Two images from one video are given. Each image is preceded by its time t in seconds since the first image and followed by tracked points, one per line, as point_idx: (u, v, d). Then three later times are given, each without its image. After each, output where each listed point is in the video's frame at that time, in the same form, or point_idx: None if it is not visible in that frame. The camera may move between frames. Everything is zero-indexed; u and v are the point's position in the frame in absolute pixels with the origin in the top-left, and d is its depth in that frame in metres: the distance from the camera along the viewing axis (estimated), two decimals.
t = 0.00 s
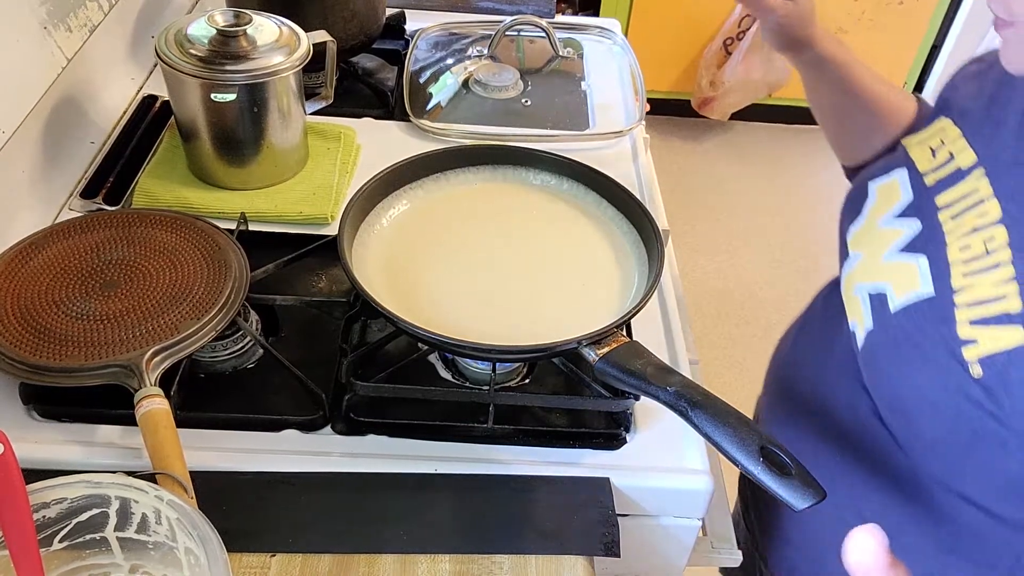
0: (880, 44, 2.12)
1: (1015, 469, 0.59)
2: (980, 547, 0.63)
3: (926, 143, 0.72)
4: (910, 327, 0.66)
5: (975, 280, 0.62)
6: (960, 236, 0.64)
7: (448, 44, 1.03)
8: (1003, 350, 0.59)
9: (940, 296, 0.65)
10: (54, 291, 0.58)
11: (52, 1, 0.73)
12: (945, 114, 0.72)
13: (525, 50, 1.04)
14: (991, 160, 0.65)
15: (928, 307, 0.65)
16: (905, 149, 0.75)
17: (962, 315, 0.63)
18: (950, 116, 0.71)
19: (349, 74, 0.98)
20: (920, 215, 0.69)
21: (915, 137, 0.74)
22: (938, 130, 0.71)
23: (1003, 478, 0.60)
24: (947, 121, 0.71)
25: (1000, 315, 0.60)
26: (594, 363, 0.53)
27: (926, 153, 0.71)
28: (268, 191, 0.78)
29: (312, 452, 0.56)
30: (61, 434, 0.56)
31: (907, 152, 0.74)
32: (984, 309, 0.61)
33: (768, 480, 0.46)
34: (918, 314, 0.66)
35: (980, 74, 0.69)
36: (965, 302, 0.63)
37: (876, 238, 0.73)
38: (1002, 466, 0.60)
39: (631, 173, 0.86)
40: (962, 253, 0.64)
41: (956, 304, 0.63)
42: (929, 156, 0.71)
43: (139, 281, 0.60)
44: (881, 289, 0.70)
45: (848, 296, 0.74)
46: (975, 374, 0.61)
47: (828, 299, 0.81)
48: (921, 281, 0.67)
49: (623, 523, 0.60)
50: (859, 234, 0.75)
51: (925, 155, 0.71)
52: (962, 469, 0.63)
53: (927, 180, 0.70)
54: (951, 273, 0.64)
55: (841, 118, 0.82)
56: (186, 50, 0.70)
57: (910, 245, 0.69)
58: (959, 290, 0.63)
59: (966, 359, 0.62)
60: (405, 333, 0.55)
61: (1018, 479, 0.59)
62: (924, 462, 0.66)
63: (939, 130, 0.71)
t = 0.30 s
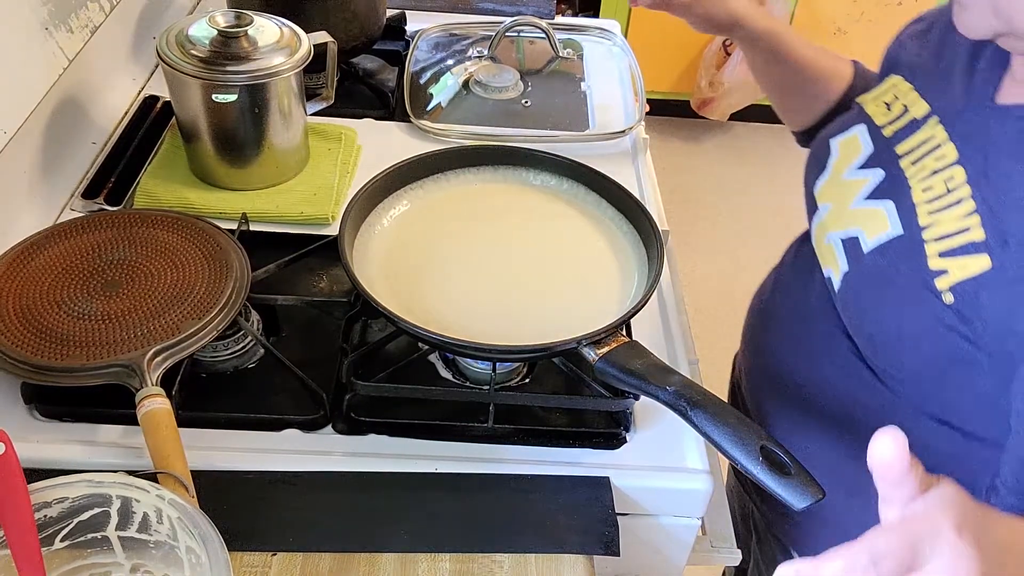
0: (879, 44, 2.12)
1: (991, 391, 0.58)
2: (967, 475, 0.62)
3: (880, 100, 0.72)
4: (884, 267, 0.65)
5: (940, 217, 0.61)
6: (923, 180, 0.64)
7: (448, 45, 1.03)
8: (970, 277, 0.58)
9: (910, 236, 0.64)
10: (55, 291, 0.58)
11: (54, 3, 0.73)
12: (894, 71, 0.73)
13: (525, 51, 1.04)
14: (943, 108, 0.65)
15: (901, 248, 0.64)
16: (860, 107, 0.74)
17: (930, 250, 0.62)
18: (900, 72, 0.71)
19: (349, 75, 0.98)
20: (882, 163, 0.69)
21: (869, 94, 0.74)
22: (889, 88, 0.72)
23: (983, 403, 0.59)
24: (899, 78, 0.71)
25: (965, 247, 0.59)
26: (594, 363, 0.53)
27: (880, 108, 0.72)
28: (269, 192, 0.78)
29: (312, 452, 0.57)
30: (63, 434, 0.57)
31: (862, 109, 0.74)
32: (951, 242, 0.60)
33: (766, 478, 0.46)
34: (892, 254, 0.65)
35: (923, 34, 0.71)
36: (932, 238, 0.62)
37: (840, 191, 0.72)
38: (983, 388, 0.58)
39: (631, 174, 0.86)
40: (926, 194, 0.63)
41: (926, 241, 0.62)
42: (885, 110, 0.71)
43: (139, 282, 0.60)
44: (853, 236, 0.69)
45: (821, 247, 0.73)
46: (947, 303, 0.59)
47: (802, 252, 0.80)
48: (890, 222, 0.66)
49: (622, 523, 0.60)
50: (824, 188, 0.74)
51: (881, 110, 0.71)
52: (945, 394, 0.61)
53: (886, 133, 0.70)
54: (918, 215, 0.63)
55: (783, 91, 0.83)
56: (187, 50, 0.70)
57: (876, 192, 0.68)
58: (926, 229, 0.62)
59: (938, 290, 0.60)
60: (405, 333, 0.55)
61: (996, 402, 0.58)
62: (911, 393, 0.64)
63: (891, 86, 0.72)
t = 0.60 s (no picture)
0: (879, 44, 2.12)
1: (980, 345, 0.61)
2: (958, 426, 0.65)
3: (840, 79, 0.75)
4: (866, 238, 0.67)
5: (915, 183, 0.64)
6: (893, 151, 0.67)
7: (448, 45, 1.04)
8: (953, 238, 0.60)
9: (888, 205, 0.66)
10: (56, 291, 0.58)
11: (55, 3, 0.73)
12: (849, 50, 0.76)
13: (525, 51, 1.04)
14: (905, 82, 0.68)
15: (881, 218, 0.66)
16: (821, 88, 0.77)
17: (909, 217, 0.64)
18: (857, 51, 0.75)
19: (349, 75, 0.98)
20: (852, 139, 0.71)
21: (829, 74, 0.77)
22: (848, 67, 0.75)
23: (973, 357, 0.62)
24: (854, 56, 0.75)
25: (943, 210, 0.61)
26: (594, 363, 0.54)
27: (841, 86, 0.75)
28: (269, 192, 0.78)
29: (312, 452, 0.57)
30: (63, 434, 0.57)
31: (823, 89, 0.77)
32: (929, 207, 0.62)
33: (767, 478, 0.46)
34: (873, 226, 0.67)
35: (869, 14, 0.76)
36: (910, 206, 0.64)
37: (813, 168, 0.74)
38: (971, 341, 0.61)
39: (631, 174, 0.86)
40: (898, 164, 0.66)
41: (904, 209, 0.64)
42: (847, 88, 0.74)
43: (140, 282, 0.60)
44: (833, 210, 0.70)
45: (799, 223, 0.75)
46: (931, 265, 0.62)
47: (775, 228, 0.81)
48: (867, 194, 0.68)
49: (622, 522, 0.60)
50: (796, 167, 0.76)
51: (841, 89, 0.75)
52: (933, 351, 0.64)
53: (850, 109, 0.73)
54: (894, 183, 0.66)
55: (738, 78, 0.90)
56: (187, 51, 0.70)
57: (849, 167, 0.71)
58: (903, 197, 0.65)
59: (921, 253, 0.62)
60: (405, 333, 0.55)
61: (984, 355, 0.61)
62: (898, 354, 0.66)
63: (851, 63, 0.75)
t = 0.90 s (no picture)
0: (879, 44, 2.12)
1: (974, 329, 0.61)
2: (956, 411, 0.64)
3: (826, 70, 0.75)
4: (859, 225, 0.67)
5: (904, 170, 0.63)
6: (881, 138, 0.66)
7: (448, 45, 1.04)
8: (943, 222, 0.60)
9: (879, 191, 0.66)
10: (55, 291, 0.58)
11: (54, 3, 0.73)
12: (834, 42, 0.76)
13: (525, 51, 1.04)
14: (891, 71, 0.68)
15: (870, 205, 0.66)
16: (808, 80, 0.77)
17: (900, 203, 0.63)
18: (841, 42, 0.75)
19: (349, 75, 0.98)
20: (840, 129, 0.71)
21: (814, 67, 0.77)
22: (834, 58, 0.75)
23: (967, 342, 0.61)
24: (840, 47, 0.75)
25: (932, 193, 0.61)
26: (594, 363, 0.54)
27: (828, 78, 0.75)
28: (269, 192, 0.78)
29: (312, 452, 0.57)
30: (64, 435, 0.57)
31: (809, 81, 0.77)
32: (920, 192, 0.62)
33: (767, 478, 0.46)
34: (864, 213, 0.66)
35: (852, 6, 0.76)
36: (900, 191, 0.63)
37: (804, 158, 0.74)
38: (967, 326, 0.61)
39: (631, 174, 0.86)
40: (887, 151, 0.65)
41: (895, 195, 0.64)
42: (833, 79, 0.74)
43: (139, 282, 0.60)
44: (825, 198, 0.70)
45: (791, 213, 0.75)
46: (923, 248, 0.61)
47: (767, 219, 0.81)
48: (858, 180, 0.68)
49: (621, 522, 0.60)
50: (787, 157, 0.76)
51: (828, 80, 0.75)
52: (929, 336, 0.63)
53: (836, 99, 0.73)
54: (883, 169, 0.65)
55: (729, 79, 0.90)
56: (187, 50, 0.70)
57: (838, 155, 0.70)
58: (893, 182, 0.64)
59: (913, 238, 0.62)
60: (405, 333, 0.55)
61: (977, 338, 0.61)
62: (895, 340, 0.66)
63: (835, 55, 0.75)
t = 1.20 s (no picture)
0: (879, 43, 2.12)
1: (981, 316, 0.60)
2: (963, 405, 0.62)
3: (823, 57, 0.74)
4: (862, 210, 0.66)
5: (903, 154, 0.62)
6: (879, 123, 0.65)
7: (448, 44, 1.03)
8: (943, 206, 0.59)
9: (880, 175, 0.65)
10: (54, 291, 0.58)
11: (53, 2, 0.73)
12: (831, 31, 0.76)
13: (525, 50, 1.04)
14: (889, 59, 0.67)
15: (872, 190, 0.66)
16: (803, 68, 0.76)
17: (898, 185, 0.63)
18: (838, 30, 0.74)
19: (349, 75, 0.98)
20: (839, 114, 0.71)
21: (810, 54, 0.76)
22: (831, 44, 0.74)
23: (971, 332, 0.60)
24: (837, 35, 0.74)
25: (933, 176, 0.60)
26: (594, 363, 0.53)
27: (824, 64, 0.73)
28: (268, 191, 0.78)
29: (312, 453, 0.57)
30: (63, 435, 0.57)
31: (806, 68, 0.76)
32: (918, 176, 0.61)
33: (768, 479, 0.46)
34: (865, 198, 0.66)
35: None
36: (899, 174, 0.63)
37: (801, 144, 0.73)
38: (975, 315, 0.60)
39: (631, 173, 0.86)
40: (885, 135, 0.65)
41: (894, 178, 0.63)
42: (830, 66, 0.73)
43: (138, 281, 0.60)
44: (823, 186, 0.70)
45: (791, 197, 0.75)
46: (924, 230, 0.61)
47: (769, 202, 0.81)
48: (857, 165, 0.67)
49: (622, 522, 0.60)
50: (785, 145, 0.75)
51: (825, 66, 0.73)
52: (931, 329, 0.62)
53: (835, 86, 0.72)
54: (883, 155, 0.65)
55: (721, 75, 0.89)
56: (186, 50, 0.70)
57: (836, 142, 0.70)
58: (892, 167, 0.63)
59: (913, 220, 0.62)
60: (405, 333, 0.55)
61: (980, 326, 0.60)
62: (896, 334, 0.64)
63: (831, 42, 0.74)
